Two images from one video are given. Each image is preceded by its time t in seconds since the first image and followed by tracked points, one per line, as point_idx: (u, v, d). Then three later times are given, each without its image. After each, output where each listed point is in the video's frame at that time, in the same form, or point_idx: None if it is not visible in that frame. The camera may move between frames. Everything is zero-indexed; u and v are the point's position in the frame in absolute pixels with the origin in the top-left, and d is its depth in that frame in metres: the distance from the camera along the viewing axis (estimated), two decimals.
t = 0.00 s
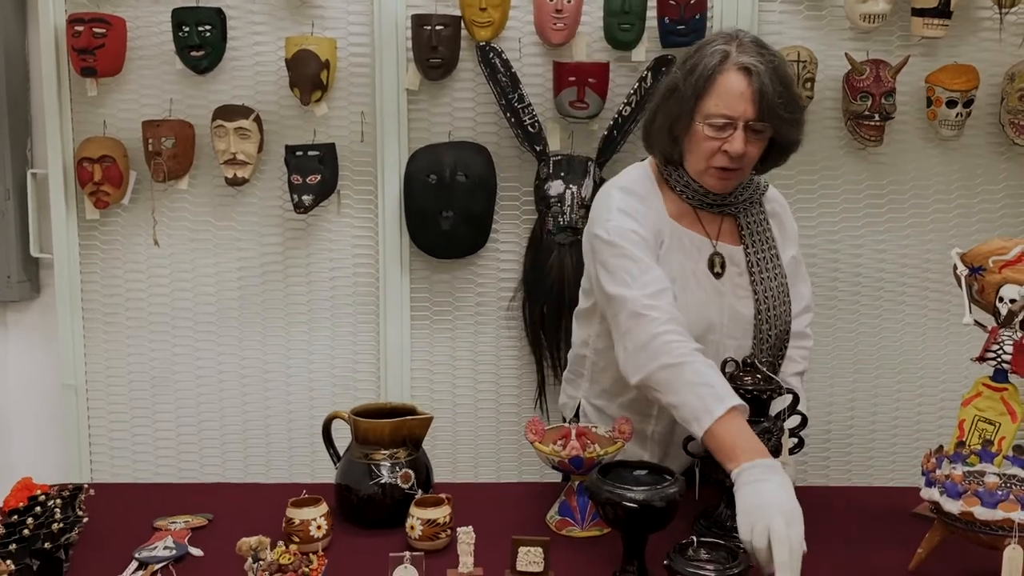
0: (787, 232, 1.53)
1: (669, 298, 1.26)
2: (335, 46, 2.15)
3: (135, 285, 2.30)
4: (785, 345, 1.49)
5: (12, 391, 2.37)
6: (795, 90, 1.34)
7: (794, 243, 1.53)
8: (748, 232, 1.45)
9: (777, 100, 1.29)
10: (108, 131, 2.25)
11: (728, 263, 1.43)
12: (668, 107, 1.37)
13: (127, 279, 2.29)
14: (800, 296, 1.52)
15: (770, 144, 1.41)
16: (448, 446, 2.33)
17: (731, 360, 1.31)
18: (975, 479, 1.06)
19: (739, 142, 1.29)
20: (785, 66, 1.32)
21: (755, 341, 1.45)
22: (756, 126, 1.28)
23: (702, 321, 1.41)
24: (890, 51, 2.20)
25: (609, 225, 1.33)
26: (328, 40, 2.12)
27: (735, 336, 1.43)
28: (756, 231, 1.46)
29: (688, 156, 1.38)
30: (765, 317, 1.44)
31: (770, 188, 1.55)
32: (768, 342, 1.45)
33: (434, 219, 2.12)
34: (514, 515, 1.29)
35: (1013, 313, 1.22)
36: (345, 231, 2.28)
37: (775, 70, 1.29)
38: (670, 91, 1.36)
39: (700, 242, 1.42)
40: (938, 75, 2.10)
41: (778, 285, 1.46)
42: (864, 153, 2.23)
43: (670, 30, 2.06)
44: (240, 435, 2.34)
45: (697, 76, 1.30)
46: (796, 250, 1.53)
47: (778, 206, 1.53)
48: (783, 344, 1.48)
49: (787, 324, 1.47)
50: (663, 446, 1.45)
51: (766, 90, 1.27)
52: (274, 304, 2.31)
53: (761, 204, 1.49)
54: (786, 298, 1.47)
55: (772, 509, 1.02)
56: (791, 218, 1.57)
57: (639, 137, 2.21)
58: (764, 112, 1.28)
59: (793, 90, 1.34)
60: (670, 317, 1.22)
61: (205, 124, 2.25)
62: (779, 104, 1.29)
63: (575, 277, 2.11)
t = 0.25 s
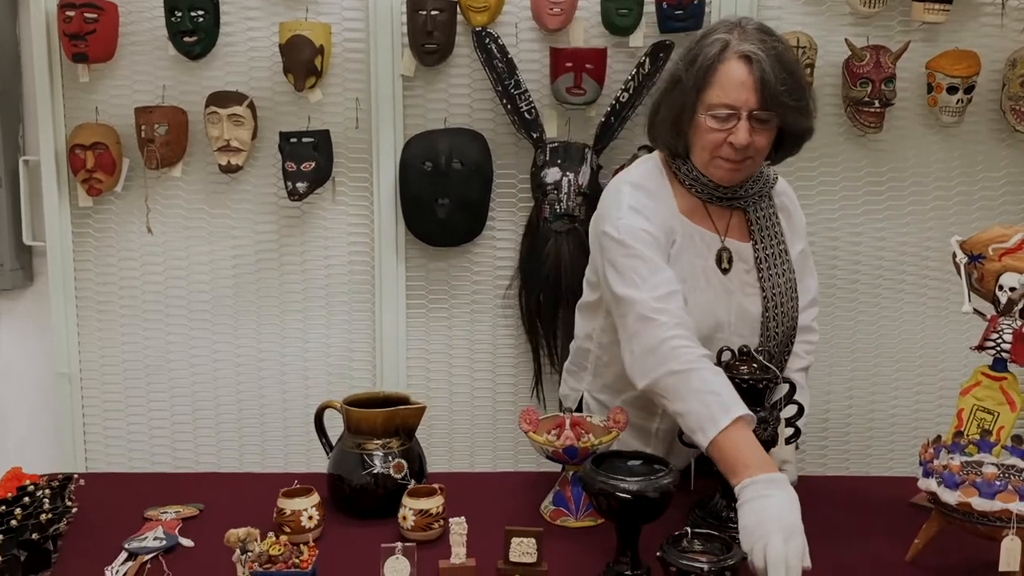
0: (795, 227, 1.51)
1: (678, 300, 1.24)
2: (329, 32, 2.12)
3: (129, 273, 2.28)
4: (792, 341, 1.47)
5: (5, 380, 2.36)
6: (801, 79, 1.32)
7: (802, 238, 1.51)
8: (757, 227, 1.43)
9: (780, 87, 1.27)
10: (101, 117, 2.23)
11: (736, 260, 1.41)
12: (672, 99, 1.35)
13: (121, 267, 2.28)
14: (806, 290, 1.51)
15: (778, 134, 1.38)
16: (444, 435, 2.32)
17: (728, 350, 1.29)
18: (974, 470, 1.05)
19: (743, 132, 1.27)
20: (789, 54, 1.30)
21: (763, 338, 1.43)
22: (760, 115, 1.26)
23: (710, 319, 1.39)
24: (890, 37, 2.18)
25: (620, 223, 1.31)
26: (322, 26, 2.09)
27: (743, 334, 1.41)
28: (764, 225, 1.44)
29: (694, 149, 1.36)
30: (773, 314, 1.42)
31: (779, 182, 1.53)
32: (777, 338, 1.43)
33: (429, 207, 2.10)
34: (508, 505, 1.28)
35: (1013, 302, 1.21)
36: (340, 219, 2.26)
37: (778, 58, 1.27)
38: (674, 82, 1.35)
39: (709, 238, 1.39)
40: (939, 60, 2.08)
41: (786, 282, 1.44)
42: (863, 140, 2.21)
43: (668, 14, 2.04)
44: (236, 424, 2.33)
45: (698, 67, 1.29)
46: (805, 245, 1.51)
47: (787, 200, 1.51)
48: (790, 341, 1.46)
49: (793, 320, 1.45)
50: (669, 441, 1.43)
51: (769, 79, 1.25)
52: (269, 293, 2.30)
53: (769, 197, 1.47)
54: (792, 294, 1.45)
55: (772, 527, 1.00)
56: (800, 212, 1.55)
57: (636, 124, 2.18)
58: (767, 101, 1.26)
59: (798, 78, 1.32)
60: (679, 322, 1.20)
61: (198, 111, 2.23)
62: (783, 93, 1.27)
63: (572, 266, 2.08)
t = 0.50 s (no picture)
0: (794, 211, 1.49)
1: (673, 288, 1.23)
2: (322, 13, 2.10)
3: (123, 258, 2.27)
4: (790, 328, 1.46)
5: None
6: (794, 60, 1.29)
7: (801, 221, 1.50)
8: (754, 212, 1.41)
9: (772, 70, 1.25)
10: (92, 100, 2.21)
11: (733, 245, 1.39)
12: (663, 82, 1.34)
13: (114, 251, 2.26)
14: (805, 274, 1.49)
15: (773, 118, 1.36)
16: (440, 420, 2.31)
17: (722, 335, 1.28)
18: (969, 456, 1.04)
19: (735, 116, 1.25)
20: (782, 35, 1.27)
21: (760, 324, 1.41)
22: (752, 98, 1.24)
23: (706, 306, 1.38)
24: (890, 18, 2.15)
25: (615, 210, 1.29)
26: (315, 7, 2.07)
27: (740, 321, 1.40)
28: (763, 210, 1.42)
29: (688, 134, 1.35)
30: (770, 300, 1.40)
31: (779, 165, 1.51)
32: (775, 324, 1.42)
33: (424, 191, 2.08)
34: (501, 491, 1.28)
35: (1011, 286, 1.19)
36: (334, 203, 2.24)
37: (770, 40, 1.25)
38: (666, 66, 1.33)
39: (705, 223, 1.38)
40: (939, 42, 2.05)
41: (785, 267, 1.42)
42: (862, 123, 2.19)
43: None
44: (230, 410, 2.33)
45: (689, 50, 1.27)
46: (804, 228, 1.49)
47: (786, 183, 1.49)
48: (788, 327, 1.45)
49: (792, 306, 1.44)
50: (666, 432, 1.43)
51: (760, 61, 1.23)
52: (263, 277, 2.28)
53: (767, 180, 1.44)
54: (791, 280, 1.43)
55: (782, 512, 1.00)
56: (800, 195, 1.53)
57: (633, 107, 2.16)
58: (759, 84, 1.24)
59: (792, 60, 1.30)
60: (674, 312, 1.19)
61: (190, 94, 2.21)
62: (775, 76, 1.25)
63: (568, 251, 2.06)
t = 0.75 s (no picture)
0: (794, 195, 1.48)
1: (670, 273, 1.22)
2: None
3: (120, 243, 2.26)
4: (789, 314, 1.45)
5: None
6: (790, 41, 1.28)
7: (801, 204, 1.48)
8: (753, 195, 1.40)
9: (768, 51, 1.23)
10: (89, 84, 2.19)
11: (732, 229, 1.39)
12: (660, 65, 1.33)
13: (112, 236, 2.25)
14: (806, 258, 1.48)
15: (771, 101, 1.35)
16: (439, 406, 2.31)
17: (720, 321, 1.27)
18: (968, 442, 1.04)
19: (731, 99, 1.24)
20: (779, 16, 1.26)
21: (759, 309, 1.40)
22: (747, 80, 1.23)
23: (704, 291, 1.37)
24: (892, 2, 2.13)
25: (612, 194, 1.28)
26: None
27: (739, 306, 1.39)
28: (761, 193, 1.41)
29: (684, 118, 1.33)
30: (769, 284, 1.39)
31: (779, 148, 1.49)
32: (773, 309, 1.41)
33: (422, 176, 2.07)
34: (499, 476, 1.27)
35: (1011, 272, 1.19)
36: (332, 189, 2.23)
37: (766, 21, 1.24)
38: (662, 48, 1.32)
39: (704, 207, 1.37)
40: (941, 26, 2.04)
41: (784, 252, 1.41)
42: (863, 107, 2.17)
43: None
44: (230, 395, 2.32)
45: (684, 32, 1.27)
46: (803, 211, 1.48)
47: (786, 167, 1.47)
48: (788, 312, 1.44)
49: (791, 291, 1.43)
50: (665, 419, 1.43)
51: (756, 42, 1.22)
52: (261, 263, 2.27)
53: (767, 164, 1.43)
54: (791, 265, 1.42)
55: (789, 495, 0.99)
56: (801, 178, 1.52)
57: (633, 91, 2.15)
58: (756, 66, 1.23)
59: (789, 41, 1.28)
60: (670, 297, 1.18)
61: (187, 78, 2.19)
62: (771, 57, 1.23)
63: (567, 237, 2.06)
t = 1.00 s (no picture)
0: (800, 174, 1.45)
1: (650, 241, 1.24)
2: None
3: (120, 226, 2.25)
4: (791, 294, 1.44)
5: None
6: (788, 17, 1.27)
7: (807, 184, 1.45)
8: (753, 173, 1.39)
9: (766, 25, 1.22)
10: (86, 66, 2.17)
11: (729, 206, 1.38)
12: (657, 40, 1.32)
13: (111, 219, 2.24)
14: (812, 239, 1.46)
15: (769, 75, 1.34)
16: (440, 389, 2.32)
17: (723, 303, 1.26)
18: (970, 427, 1.03)
19: (728, 74, 1.23)
20: None
21: (756, 287, 1.40)
22: (745, 55, 1.23)
23: (698, 265, 1.38)
24: None
25: (599, 166, 1.31)
26: None
27: (735, 282, 1.40)
28: (762, 170, 1.39)
29: (682, 92, 1.33)
30: (767, 262, 1.39)
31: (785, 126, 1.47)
32: (772, 286, 1.40)
33: (423, 158, 2.06)
34: (500, 460, 1.27)
35: (1015, 256, 1.18)
36: (332, 171, 2.22)
37: None
38: (659, 23, 1.32)
39: (700, 182, 1.37)
40: (946, 7, 2.02)
41: (784, 230, 1.40)
42: (866, 89, 2.16)
43: None
44: (231, 378, 2.33)
45: (682, 7, 1.27)
46: (809, 191, 1.45)
47: (790, 145, 1.45)
48: (788, 291, 1.43)
49: (792, 270, 1.42)
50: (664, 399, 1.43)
51: (754, 17, 1.21)
52: (261, 246, 2.26)
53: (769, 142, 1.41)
54: (792, 243, 1.41)
55: (771, 435, 0.99)
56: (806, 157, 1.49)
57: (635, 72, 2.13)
58: (753, 41, 1.22)
59: (788, 15, 1.27)
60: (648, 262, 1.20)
61: (185, 59, 2.18)
62: (770, 32, 1.22)
63: (568, 220, 2.05)
